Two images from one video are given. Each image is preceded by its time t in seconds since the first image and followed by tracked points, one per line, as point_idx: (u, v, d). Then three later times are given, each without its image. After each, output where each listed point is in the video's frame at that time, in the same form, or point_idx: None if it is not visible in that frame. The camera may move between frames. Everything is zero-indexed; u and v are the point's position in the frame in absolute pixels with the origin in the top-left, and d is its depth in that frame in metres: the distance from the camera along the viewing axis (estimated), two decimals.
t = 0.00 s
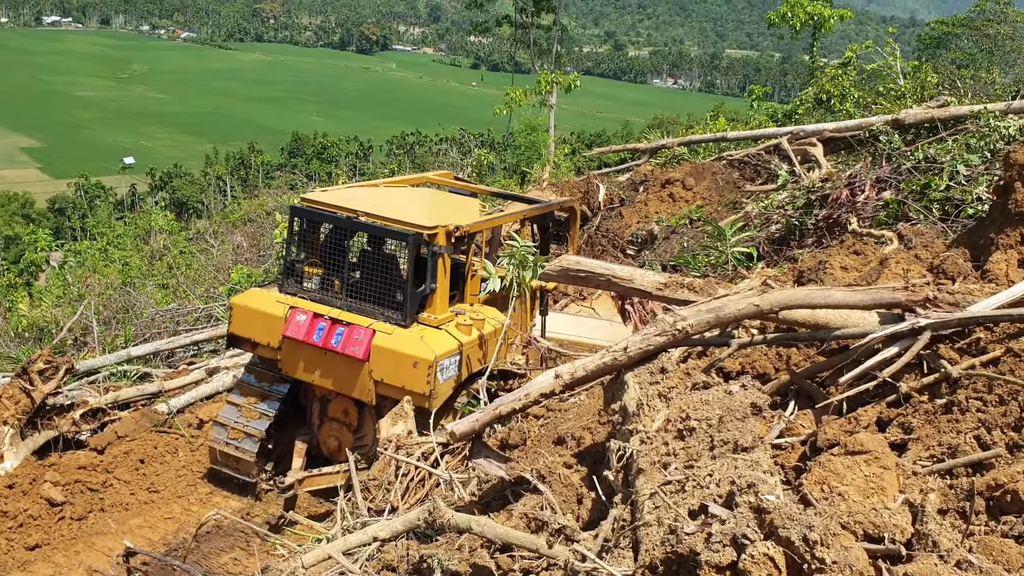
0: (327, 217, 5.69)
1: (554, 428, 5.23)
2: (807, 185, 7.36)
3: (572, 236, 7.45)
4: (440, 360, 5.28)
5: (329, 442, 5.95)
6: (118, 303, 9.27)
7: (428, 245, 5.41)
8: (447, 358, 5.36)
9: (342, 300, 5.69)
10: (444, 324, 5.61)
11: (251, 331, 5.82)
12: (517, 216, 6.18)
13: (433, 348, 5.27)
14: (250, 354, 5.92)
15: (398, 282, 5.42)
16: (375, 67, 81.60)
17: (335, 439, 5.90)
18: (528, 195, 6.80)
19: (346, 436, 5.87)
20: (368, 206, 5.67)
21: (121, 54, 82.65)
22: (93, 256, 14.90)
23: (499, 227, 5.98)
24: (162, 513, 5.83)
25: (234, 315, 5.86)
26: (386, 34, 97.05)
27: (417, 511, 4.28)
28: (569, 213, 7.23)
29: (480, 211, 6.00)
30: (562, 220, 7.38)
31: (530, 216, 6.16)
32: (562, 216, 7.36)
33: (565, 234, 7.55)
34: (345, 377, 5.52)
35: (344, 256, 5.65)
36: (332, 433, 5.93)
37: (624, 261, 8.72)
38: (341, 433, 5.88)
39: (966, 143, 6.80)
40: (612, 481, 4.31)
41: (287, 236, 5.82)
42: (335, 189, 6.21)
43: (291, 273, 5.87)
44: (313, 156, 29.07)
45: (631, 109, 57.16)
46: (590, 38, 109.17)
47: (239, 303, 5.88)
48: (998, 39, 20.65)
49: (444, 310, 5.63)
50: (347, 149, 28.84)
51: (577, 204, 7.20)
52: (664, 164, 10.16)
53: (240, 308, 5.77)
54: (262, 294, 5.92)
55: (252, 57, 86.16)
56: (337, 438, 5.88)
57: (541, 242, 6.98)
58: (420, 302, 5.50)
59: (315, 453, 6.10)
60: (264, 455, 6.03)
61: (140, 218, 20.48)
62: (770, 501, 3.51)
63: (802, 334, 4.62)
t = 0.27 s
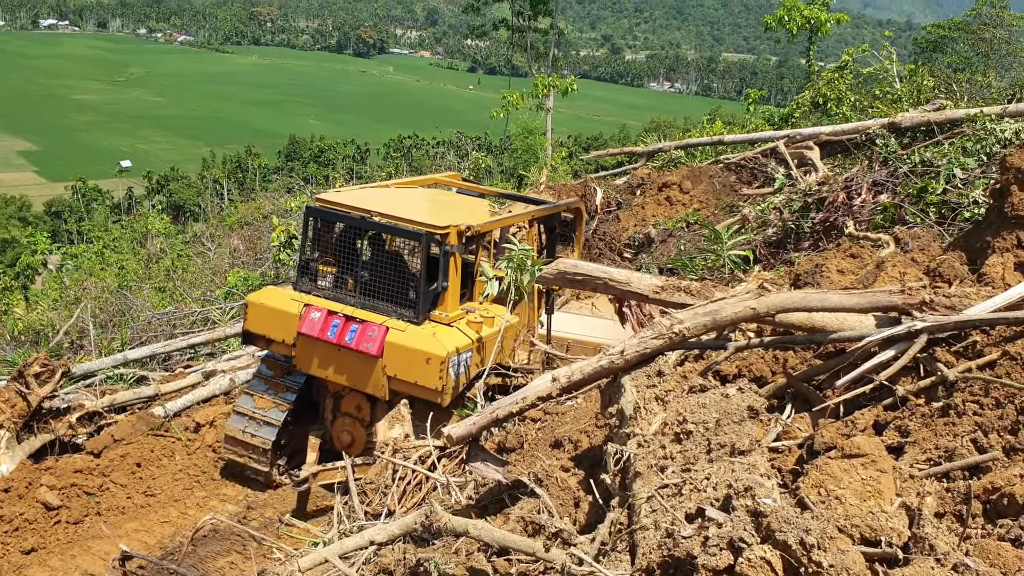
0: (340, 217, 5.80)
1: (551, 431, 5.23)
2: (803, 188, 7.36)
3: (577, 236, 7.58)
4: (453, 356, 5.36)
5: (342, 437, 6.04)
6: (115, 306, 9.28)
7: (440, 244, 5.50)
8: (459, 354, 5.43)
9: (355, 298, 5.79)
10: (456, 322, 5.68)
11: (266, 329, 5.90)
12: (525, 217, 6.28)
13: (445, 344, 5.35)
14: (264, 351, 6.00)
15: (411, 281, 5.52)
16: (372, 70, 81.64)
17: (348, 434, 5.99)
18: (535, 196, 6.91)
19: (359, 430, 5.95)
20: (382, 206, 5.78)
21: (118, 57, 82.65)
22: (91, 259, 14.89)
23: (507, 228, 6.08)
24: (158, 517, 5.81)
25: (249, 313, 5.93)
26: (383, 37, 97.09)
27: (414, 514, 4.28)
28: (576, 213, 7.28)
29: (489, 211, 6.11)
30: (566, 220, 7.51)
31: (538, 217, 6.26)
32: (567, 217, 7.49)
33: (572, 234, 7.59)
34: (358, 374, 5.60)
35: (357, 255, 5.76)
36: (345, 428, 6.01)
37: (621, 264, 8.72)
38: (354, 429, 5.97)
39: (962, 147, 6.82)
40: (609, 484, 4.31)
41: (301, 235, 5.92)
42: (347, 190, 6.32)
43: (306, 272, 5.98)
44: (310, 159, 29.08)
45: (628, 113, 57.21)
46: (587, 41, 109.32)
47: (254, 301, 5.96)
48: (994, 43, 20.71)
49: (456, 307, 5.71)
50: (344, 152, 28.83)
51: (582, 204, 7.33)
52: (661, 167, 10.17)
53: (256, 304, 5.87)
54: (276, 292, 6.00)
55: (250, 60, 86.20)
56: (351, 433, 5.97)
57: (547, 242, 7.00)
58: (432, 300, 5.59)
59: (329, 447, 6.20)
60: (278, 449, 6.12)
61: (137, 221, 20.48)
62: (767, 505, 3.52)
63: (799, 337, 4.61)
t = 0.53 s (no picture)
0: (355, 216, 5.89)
1: (548, 434, 5.23)
2: (799, 191, 7.36)
3: (583, 238, 7.66)
4: (465, 353, 5.43)
5: (355, 433, 6.12)
6: (111, 309, 9.27)
7: (451, 243, 5.56)
8: (471, 351, 5.50)
9: (368, 296, 5.89)
10: (467, 319, 5.74)
11: (282, 326, 6.00)
12: (533, 217, 6.34)
13: (457, 341, 5.42)
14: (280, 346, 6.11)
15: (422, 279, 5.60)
16: (369, 72, 81.66)
17: (361, 430, 6.06)
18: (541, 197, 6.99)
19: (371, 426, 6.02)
20: (395, 207, 5.87)
21: (115, 60, 82.61)
22: (87, 262, 14.88)
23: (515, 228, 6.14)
24: (155, 520, 5.76)
25: (264, 310, 6.04)
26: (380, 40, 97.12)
27: (411, 518, 4.29)
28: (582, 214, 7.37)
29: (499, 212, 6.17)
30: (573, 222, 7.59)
31: (545, 218, 6.33)
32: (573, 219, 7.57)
33: (579, 235, 7.64)
34: (371, 370, 5.68)
35: (371, 254, 5.85)
36: (357, 424, 6.09)
37: (618, 267, 8.73)
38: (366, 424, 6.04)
39: (958, 150, 6.84)
40: (606, 487, 4.30)
41: (317, 234, 6.05)
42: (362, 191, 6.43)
43: (321, 271, 6.09)
44: (307, 162, 29.08)
45: (625, 116, 57.25)
46: (585, 44, 109.45)
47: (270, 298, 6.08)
48: (991, 47, 20.74)
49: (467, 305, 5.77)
50: (341, 155, 28.86)
51: (587, 205, 7.41)
52: (658, 170, 10.19)
53: (270, 301, 5.96)
54: (293, 290, 6.12)
55: (247, 63, 86.20)
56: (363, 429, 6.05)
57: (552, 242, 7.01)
58: (444, 297, 5.67)
59: (342, 442, 6.29)
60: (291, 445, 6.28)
61: (133, 225, 20.46)
62: (764, 508, 3.51)
63: (795, 340, 4.62)
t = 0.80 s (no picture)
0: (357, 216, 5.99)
1: (533, 437, 5.23)
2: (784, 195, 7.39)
3: (575, 239, 7.76)
4: (464, 349, 5.55)
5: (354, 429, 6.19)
6: (94, 312, 9.22)
7: (451, 242, 5.65)
8: (470, 347, 5.62)
9: (369, 294, 6.02)
10: (465, 317, 5.85)
11: (284, 323, 6.10)
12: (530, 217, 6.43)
13: (456, 338, 5.54)
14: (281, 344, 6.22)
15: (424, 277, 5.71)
16: (356, 75, 81.56)
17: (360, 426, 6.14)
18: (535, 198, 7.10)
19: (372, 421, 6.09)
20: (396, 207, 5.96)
21: (100, 61, 82.15)
22: (69, 266, 14.78)
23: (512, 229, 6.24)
24: (139, 524, 5.71)
25: (266, 308, 6.14)
26: (367, 42, 97.00)
27: (397, 522, 4.29)
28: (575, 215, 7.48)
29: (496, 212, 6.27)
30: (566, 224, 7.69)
31: (540, 219, 6.43)
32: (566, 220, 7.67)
33: (571, 235, 7.81)
34: (372, 366, 5.80)
35: (373, 252, 5.96)
36: (358, 420, 6.15)
37: (604, 270, 8.74)
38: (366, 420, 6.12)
39: (941, 154, 6.89)
40: (591, 490, 4.30)
41: (319, 234, 6.16)
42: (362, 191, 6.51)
43: (323, 269, 6.20)
44: (292, 165, 29.00)
45: (612, 120, 57.41)
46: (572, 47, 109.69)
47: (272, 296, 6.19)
48: (972, 51, 20.91)
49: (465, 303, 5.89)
50: (326, 157, 28.81)
51: (580, 207, 7.52)
52: (643, 174, 10.23)
53: (272, 299, 6.05)
54: (294, 288, 6.23)
55: (234, 65, 85.93)
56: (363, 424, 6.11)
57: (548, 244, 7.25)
58: (443, 295, 5.79)
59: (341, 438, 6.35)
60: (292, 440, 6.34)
61: (116, 229, 20.34)
62: (748, 510, 3.53)
63: (780, 343, 4.64)
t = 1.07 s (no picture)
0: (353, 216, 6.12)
1: (515, 440, 5.22)
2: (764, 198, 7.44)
3: (564, 238, 7.87)
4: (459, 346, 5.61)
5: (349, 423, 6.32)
6: (71, 315, 9.15)
7: (447, 242, 5.81)
8: (465, 344, 5.69)
9: (365, 292, 6.12)
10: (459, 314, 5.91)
11: (280, 321, 6.14)
12: (521, 219, 6.64)
13: (451, 335, 5.61)
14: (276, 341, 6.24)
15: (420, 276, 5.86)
16: (338, 77, 81.32)
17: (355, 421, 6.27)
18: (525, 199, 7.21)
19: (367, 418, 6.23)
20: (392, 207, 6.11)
21: (80, 62, 81.48)
22: (46, 268, 14.63)
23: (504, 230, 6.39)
24: (117, 529, 5.66)
25: (262, 305, 6.20)
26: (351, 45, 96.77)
27: (377, 525, 4.25)
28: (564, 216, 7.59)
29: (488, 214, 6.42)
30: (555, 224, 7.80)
31: (531, 220, 6.57)
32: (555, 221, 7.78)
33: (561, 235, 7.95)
34: (368, 362, 5.85)
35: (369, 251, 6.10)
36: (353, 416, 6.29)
37: (585, 273, 8.75)
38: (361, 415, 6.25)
39: (918, 158, 6.94)
40: (572, 493, 4.30)
41: (314, 233, 6.28)
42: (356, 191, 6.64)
43: (318, 268, 6.31)
44: (273, 167, 28.88)
45: (595, 124, 57.60)
46: (555, 51, 109.91)
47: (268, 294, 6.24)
48: (949, 57, 21.14)
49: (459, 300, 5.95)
50: (308, 159, 28.73)
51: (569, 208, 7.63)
52: (624, 177, 10.26)
53: (269, 298, 6.11)
54: (289, 286, 6.29)
55: (215, 67, 85.45)
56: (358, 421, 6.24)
57: (536, 243, 7.45)
58: (438, 293, 5.91)
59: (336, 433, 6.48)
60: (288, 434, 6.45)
61: (94, 231, 20.17)
62: (728, 513, 3.54)
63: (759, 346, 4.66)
